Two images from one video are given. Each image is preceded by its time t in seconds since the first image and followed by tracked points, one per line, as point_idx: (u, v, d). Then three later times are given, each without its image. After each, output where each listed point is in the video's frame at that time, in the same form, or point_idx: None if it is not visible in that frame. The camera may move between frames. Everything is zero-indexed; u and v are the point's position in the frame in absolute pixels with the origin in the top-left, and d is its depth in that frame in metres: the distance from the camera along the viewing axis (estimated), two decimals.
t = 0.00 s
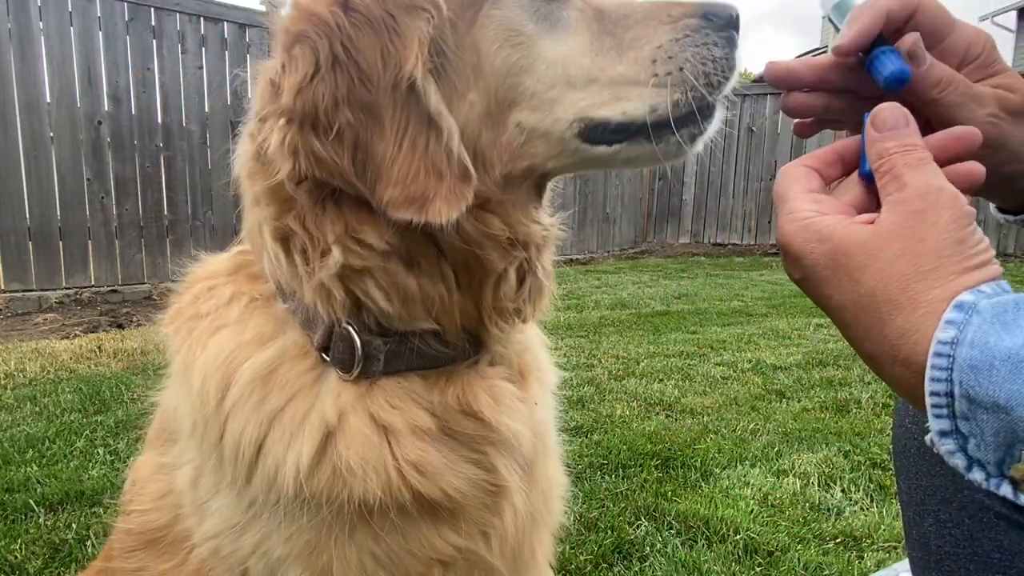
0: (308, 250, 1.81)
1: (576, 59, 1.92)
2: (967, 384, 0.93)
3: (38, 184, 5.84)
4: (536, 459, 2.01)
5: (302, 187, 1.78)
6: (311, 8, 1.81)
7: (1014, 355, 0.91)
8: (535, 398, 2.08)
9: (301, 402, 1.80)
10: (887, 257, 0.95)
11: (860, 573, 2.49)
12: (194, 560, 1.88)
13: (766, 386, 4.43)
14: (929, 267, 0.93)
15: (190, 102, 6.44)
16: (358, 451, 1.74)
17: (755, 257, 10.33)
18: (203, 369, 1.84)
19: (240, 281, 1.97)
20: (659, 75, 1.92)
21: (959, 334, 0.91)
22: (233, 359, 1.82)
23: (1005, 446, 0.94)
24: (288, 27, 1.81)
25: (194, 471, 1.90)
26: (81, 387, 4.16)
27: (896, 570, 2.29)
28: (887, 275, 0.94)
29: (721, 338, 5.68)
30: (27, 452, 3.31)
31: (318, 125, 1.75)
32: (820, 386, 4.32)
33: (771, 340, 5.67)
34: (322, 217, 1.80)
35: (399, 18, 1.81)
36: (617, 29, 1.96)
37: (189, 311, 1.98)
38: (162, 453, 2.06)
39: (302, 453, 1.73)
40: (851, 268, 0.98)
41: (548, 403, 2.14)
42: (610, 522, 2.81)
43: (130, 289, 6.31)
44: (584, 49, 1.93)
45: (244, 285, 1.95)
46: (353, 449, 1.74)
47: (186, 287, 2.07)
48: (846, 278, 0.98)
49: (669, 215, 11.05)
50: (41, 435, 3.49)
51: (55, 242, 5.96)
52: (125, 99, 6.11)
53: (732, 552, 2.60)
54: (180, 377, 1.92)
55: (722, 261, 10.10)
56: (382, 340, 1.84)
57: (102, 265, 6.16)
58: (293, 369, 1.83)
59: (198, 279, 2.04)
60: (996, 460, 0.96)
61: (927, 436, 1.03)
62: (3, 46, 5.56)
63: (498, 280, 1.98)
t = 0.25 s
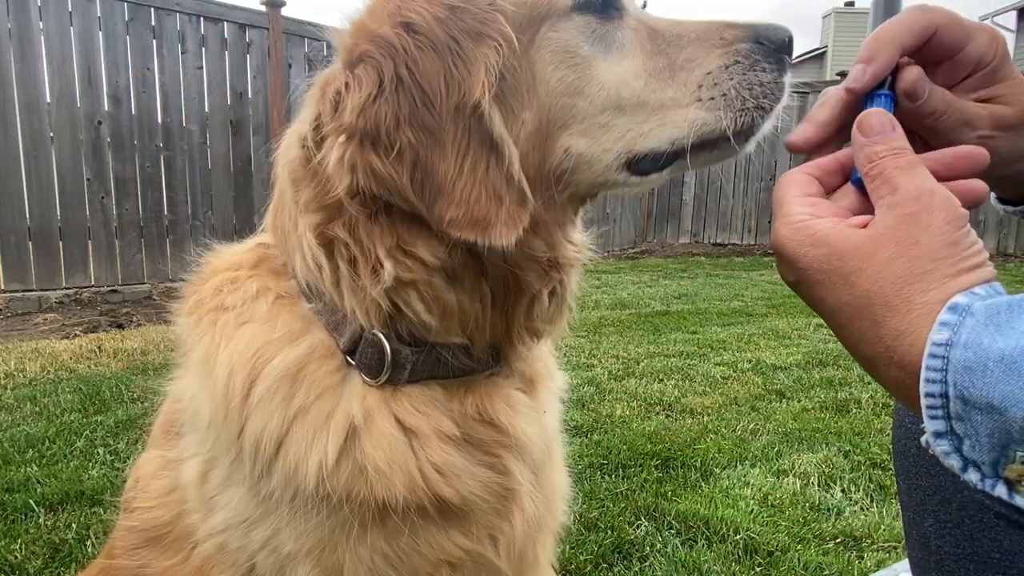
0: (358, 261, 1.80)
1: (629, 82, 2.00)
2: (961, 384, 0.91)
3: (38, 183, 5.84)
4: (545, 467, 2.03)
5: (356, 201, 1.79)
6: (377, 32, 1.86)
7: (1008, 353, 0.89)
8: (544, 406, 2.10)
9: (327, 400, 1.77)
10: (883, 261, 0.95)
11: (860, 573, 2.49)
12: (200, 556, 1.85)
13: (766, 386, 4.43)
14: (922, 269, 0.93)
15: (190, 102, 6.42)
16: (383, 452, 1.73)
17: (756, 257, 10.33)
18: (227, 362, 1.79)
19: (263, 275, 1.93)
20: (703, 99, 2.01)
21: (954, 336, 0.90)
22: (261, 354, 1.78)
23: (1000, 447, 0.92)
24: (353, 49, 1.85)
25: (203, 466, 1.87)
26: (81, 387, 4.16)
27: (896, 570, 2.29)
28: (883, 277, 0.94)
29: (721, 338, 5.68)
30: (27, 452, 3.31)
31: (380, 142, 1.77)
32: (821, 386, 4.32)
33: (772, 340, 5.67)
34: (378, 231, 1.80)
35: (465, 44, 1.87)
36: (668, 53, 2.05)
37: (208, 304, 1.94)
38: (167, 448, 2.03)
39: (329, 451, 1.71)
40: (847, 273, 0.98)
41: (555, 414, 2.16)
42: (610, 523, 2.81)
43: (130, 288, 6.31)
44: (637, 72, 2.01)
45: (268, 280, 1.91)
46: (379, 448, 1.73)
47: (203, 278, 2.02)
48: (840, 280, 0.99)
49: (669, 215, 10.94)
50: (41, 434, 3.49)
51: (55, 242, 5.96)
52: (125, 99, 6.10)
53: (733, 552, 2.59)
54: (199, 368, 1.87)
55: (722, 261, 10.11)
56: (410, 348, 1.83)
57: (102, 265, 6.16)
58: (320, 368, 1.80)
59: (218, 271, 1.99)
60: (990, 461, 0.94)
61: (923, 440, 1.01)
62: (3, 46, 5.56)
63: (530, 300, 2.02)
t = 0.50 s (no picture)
0: (369, 274, 1.81)
1: (649, 106, 1.96)
2: (975, 343, 0.89)
3: (38, 183, 5.84)
4: (552, 473, 2.04)
5: (368, 215, 1.81)
6: (398, 51, 1.89)
7: None
8: (551, 413, 2.12)
9: (341, 403, 1.77)
10: (906, 210, 0.94)
11: (860, 573, 2.49)
12: (205, 554, 1.82)
13: (766, 386, 4.43)
14: (946, 225, 0.91)
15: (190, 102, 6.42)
16: (394, 454, 1.73)
17: (755, 257, 10.34)
18: (241, 359, 1.78)
19: (280, 273, 1.92)
20: (724, 130, 1.95)
21: (975, 290, 0.88)
22: (276, 353, 1.78)
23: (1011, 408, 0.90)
24: (375, 66, 1.88)
25: (211, 462, 1.83)
26: (81, 387, 4.16)
27: (896, 570, 2.29)
28: (906, 230, 0.93)
29: (721, 338, 5.69)
30: (27, 452, 3.31)
31: (393, 160, 1.79)
32: (821, 386, 4.32)
33: (771, 340, 5.67)
34: (389, 246, 1.81)
35: (482, 66, 1.88)
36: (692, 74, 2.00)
37: (223, 299, 1.92)
38: (171, 444, 1.99)
39: (340, 453, 1.71)
40: (870, 224, 0.97)
41: (562, 421, 2.18)
42: (610, 523, 2.81)
43: (130, 288, 6.32)
44: (658, 97, 1.97)
45: (285, 278, 1.90)
46: (391, 450, 1.74)
47: (217, 271, 2.01)
48: (862, 232, 0.97)
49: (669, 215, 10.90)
50: (41, 435, 3.49)
51: (55, 242, 5.96)
52: (125, 99, 6.10)
53: (733, 552, 2.60)
54: (212, 364, 1.85)
55: (722, 261, 10.11)
56: (423, 355, 1.84)
57: (102, 265, 6.16)
58: (335, 368, 1.80)
59: (234, 267, 1.98)
60: (998, 423, 0.92)
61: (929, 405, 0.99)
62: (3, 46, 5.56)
63: (541, 321, 2.02)
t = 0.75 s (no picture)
0: (383, 286, 1.81)
1: (666, 143, 1.94)
2: (988, 335, 0.89)
3: (38, 183, 5.84)
4: (555, 482, 2.05)
5: (381, 229, 1.80)
6: (418, 63, 1.88)
7: None
8: (557, 421, 2.13)
9: (347, 409, 1.77)
10: (930, 211, 0.97)
11: (860, 572, 2.49)
12: (211, 554, 1.81)
13: (766, 386, 4.44)
14: (966, 222, 0.94)
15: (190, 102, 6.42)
16: (397, 463, 1.74)
17: (754, 257, 10.34)
18: (251, 362, 1.78)
19: (290, 275, 1.91)
20: (734, 178, 1.94)
21: (989, 285, 0.88)
22: (285, 358, 1.77)
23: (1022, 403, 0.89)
24: (393, 78, 1.87)
25: (220, 462, 1.81)
26: (81, 387, 4.16)
27: (896, 570, 2.29)
28: (927, 224, 0.96)
29: (721, 338, 5.69)
30: (27, 452, 3.31)
31: (409, 176, 1.78)
32: (820, 387, 4.33)
33: (771, 340, 5.68)
34: (403, 260, 1.81)
35: (503, 86, 1.87)
36: (713, 114, 1.99)
37: (232, 300, 1.92)
38: (176, 443, 1.97)
39: (344, 460, 1.71)
40: (889, 222, 1.01)
41: (568, 429, 2.20)
42: (610, 523, 2.82)
43: (130, 288, 6.31)
44: (677, 134, 1.95)
45: (295, 281, 1.90)
46: (393, 460, 1.74)
47: (228, 270, 2.00)
48: (881, 229, 1.01)
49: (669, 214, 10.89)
50: (41, 435, 3.49)
51: (55, 242, 5.96)
52: (125, 99, 6.10)
53: (732, 552, 2.60)
54: (220, 365, 1.85)
55: (721, 261, 10.12)
56: (432, 365, 1.84)
57: (102, 264, 6.16)
58: (343, 374, 1.80)
59: (245, 267, 1.98)
60: (1009, 418, 0.91)
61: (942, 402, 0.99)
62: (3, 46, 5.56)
63: (546, 344, 2.00)
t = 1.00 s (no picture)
0: (365, 278, 1.81)
1: (644, 192, 1.90)
2: (991, 321, 0.89)
3: (38, 184, 5.84)
4: (559, 485, 2.05)
5: (364, 220, 1.80)
6: (417, 60, 1.89)
7: None
8: (561, 421, 2.14)
9: (349, 408, 1.77)
10: (935, 208, 0.98)
11: (860, 572, 2.48)
12: (215, 554, 1.81)
13: (766, 386, 4.43)
14: (966, 219, 0.95)
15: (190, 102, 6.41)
16: (398, 464, 1.74)
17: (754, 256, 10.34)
18: (254, 362, 1.78)
19: (293, 276, 1.91)
20: (697, 245, 1.87)
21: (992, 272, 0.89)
22: (289, 357, 1.77)
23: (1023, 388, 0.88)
24: (390, 71, 1.89)
25: (224, 462, 1.81)
26: (81, 387, 4.16)
27: (896, 570, 2.29)
28: (929, 222, 0.97)
29: (721, 338, 5.69)
30: (27, 452, 3.31)
31: (394, 170, 1.80)
32: (820, 387, 4.33)
33: (771, 340, 5.68)
34: (385, 254, 1.81)
35: (499, 99, 1.85)
36: (692, 176, 1.93)
37: (236, 300, 1.92)
38: (179, 443, 1.96)
39: (345, 460, 1.71)
40: (892, 221, 1.01)
41: (573, 427, 2.21)
42: (610, 522, 2.82)
43: (130, 288, 6.30)
44: (654, 185, 1.91)
45: (298, 281, 1.89)
46: (394, 461, 1.74)
47: (232, 271, 2.01)
48: (883, 230, 1.02)
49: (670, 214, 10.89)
50: (41, 435, 3.49)
51: (55, 242, 5.96)
52: (125, 99, 6.10)
53: (732, 552, 2.60)
54: (225, 365, 1.85)
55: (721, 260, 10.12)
56: (433, 366, 1.84)
57: (102, 265, 6.16)
58: (345, 374, 1.80)
59: (249, 268, 1.98)
60: (1010, 404, 0.90)
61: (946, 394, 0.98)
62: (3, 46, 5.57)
63: (534, 352, 2.00)
